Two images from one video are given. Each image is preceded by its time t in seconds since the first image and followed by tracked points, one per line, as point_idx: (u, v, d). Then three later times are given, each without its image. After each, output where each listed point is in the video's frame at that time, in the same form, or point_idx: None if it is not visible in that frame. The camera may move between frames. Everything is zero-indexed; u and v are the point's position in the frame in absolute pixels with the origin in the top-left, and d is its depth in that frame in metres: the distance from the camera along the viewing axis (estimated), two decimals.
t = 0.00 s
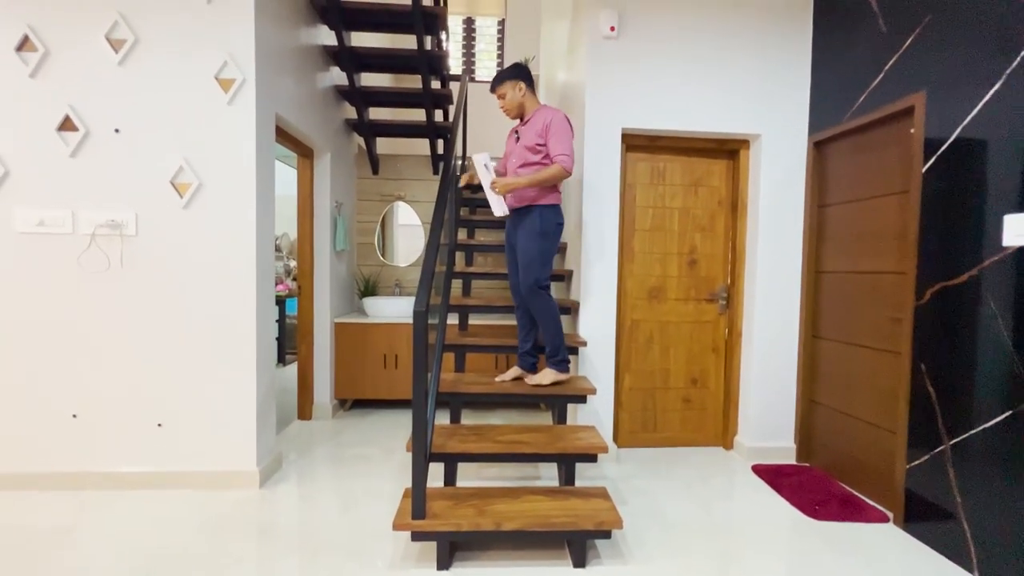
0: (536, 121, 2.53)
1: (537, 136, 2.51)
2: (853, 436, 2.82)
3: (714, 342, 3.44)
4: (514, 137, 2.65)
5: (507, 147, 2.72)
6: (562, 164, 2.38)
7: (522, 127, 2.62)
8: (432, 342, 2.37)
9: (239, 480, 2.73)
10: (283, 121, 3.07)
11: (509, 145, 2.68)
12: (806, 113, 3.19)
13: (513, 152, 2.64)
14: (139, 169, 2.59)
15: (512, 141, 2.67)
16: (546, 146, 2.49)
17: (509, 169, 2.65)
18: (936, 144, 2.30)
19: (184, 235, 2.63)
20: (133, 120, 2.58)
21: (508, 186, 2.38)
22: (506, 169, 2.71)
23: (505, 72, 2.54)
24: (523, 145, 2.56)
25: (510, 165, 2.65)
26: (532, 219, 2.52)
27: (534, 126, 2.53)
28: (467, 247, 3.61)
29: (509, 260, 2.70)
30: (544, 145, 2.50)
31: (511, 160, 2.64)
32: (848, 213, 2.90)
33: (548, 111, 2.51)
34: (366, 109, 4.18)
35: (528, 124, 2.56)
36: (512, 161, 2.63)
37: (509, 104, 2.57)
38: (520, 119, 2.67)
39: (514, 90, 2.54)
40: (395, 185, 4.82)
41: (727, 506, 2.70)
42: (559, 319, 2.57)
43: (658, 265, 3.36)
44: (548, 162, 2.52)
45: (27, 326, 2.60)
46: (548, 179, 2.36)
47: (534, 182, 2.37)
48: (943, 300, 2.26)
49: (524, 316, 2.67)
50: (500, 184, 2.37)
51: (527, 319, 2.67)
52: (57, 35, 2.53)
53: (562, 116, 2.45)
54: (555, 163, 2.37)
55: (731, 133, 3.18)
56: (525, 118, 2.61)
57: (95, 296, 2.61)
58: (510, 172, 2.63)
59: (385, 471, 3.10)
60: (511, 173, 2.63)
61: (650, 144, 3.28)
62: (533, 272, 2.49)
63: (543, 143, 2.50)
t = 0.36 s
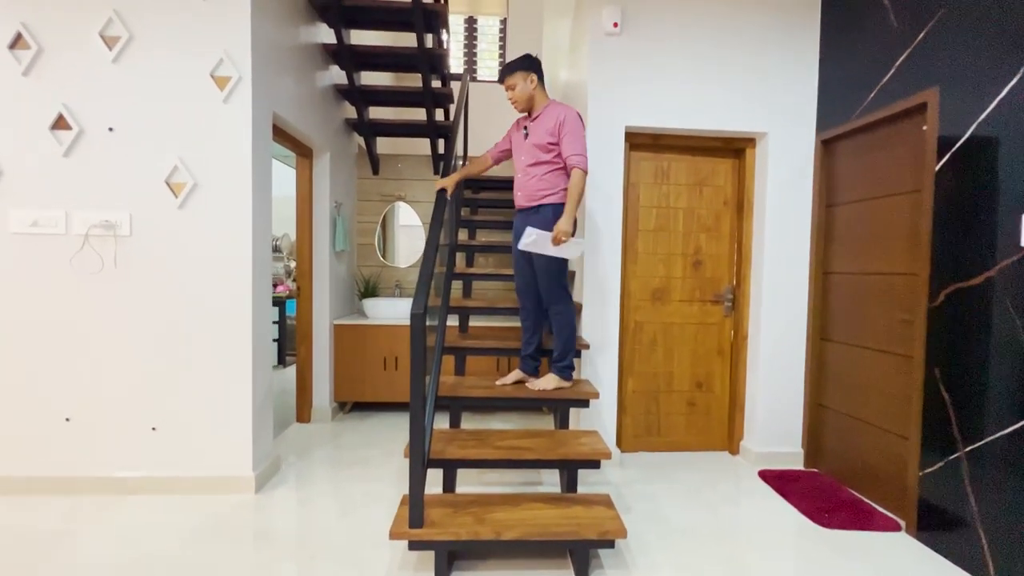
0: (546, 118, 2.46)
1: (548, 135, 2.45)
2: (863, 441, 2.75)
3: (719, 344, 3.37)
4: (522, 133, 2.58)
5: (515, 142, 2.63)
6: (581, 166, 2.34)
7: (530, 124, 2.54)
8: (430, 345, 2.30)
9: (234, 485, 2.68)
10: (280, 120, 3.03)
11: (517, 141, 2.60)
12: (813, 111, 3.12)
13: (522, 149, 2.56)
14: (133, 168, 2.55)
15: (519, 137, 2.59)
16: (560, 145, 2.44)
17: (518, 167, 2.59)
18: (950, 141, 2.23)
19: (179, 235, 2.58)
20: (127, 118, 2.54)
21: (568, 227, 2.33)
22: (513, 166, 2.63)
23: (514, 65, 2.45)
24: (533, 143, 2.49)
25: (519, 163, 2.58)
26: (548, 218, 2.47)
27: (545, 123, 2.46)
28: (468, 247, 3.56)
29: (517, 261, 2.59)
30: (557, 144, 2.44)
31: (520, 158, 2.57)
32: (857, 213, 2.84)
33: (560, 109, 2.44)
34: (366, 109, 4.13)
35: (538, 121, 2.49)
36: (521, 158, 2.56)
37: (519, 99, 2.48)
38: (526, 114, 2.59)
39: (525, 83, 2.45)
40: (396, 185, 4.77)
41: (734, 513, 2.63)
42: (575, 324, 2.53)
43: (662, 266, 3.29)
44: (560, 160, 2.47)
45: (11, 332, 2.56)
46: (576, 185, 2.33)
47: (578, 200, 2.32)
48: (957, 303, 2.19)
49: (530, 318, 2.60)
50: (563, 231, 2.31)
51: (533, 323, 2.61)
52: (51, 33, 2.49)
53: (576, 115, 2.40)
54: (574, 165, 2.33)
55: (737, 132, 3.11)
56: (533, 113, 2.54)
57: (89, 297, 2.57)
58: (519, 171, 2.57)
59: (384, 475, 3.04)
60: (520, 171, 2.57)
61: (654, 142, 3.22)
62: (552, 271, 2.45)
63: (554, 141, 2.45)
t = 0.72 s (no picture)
0: (559, 115, 2.40)
1: (562, 132, 2.38)
2: (875, 449, 2.66)
3: (726, 348, 3.29)
4: (532, 130, 2.49)
5: (524, 139, 2.53)
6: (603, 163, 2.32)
7: (541, 120, 2.46)
8: (427, 350, 2.23)
9: (229, 491, 2.62)
10: (279, 121, 2.98)
11: (527, 138, 2.51)
12: (823, 109, 3.04)
13: (534, 147, 2.47)
14: (128, 169, 2.51)
15: (528, 135, 2.51)
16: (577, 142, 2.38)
17: (530, 166, 2.49)
18: (966, 138, 2.14)
19: (174, 237, 2.54)
20: (121, 119, 2.50)
21: (605, 224, 2.21)
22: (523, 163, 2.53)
23: (533, 54, 2.31)
24: (548, 140, 2.41)
25: (531, 160, 2.48)
26: (562, 219, 2.39)
27: (558, 120, 2.40)
28: (468, 249, 3.50)
29: (523, 262, 2.54)
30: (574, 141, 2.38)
31: (532, 155, 2.47)
32: (869, 213, 2.75)
33: (573, 105, 2.39)
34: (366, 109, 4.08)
35: (550, 118, 2.42)
36: (533, 156, 2.47)
37: (535, 93, 2.37)
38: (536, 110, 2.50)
39: (544, 76, 2.35)
40: (397, 187, 4.72)
41: (741, 523, 2.54)
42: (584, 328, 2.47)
43: (667, 268, 3.22)
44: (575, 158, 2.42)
45: (5, 335, 2.52)
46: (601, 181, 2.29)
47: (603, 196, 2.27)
48: (974, 307, 2.10)
49: (533, 322, 2.52)
50: (604, 229, 2.18)
51: (534, 327, 2.52)
52: (45, 32, 2.46)
53: (591, 112, 2.37)
54: (596, 161, 2.30)
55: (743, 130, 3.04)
56: (544, 109, 2.46)
57: (83, 300, 2.53)
58: (532, 169, 2.47)
59: (382, 481, 2.98)
60: (533, 169, 2.47)
61: (659, 141, 3.14)
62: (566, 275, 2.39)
63: (570, 139, 2.39)
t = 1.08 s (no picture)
0: (564, 117, 2.37)
1: (566, 134, 2.35)
2: (884, 458, 2.60)
3: (730, 353, 3.24)
4: (536, 131, 2.46)
5: (529, 140, 2.50)
6: (605, 168, 2.26)
7: (546, 121, 2.43)
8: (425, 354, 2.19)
9: (225, 496, 2.59)
10: (279, 124, 2.97)
11: (532, 139, 2.48)
12: (828, 110, 3.00)
13: (537, 148, 2.44)
14: (125, 172, 2.50)
15: (532, 136, 2.48)
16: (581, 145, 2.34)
17: (533, 168, 2.47)
18: (976, 140, 2.09)
19: (171, 240, 2.52)
20: (120, 121, 2.49)
21: (594, 229, 2.17)
22: (527, 164, 2.51)
23: (537, 56, 2.26)
24: (552, 142, 2.38)
25: (534, 162, 2.46)
26: (564, 221, 2.35)
27: (563, 122, 2.36)
28: (469, 252, 3.47)
29: (523, 265, 2.51)
30: (578, 144, 2.34)
31: (535, 156, 2.45)
32: (876, 216, 2.70)
33: (579, 108, 2.35)
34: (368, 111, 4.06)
35: (555, 119, 2.38)
36: (536, 158, 2.45)
37: (539, 95, 2.34)
38: (542, 111, 2.47)
39: (549, 79, 2.31)
40: (398, 189, 4.71)
41: (746, 532, 2.49)
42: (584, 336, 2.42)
43: (670, 272, 3.18)
44: (579, 161, 2.38)
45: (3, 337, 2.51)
46: (599, 186, 2.24)
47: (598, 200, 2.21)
48: (986, 313, 2.05)
49: (531, 326, 2.48)
50: (592, 233, 2.14)
51: (532, 332, 2.48)
52: (44, 35, 2.46)
53: (597, 114, 2.32)
54: (597, 166, 2.25)
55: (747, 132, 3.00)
56: (549, 111, 2.42)
57: (80, 303, 2.51)
58: (535, 171, 2.45)
59: (380, 486, 2.95)
60: (535, 170, 2.45)
61: (662, 144, 3.11)
62: (566, 279, 2.34)
63: (574, 141, 2.35)
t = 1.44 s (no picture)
0: (561, 117, 2.33)
1: (564, 134, 2.31)
2: (895, 466, 2.55)
3: (736, 357, 3.19)
4: (532, 132, 2.42)
5: (524, 142, 2.46)
6: (603, 167, 2.24)
7: (542, 122, 2.39)
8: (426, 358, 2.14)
9: (223, 502, 2.55)
10: (280, 125, 2.94)
11: (527, 141, 2.44)
12: (836, 112, 2.95)
13: (534, 150, 2.40)
14: (124, 173, 2.47)
15: (528, 137, 2.44)
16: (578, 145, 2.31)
17: (530, 170, 2.42)
18: (991, 143, 2.05)
19: (170, 241, 2.49)
20: (119, 121, 2.47)
21: (593, 231, 2.13)
22: (523, 166, 2.47)
23: (530, 56, 2.23)
24: (549, 143, 2.34)
25: (530, 164, 2.42)
26: (564, 223, 2.31)
27: (560, 122, 2.33)
28: (471, 255, 3.43)
29: (516, 270, 2.43)
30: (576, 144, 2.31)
31: (531, 158, 2.41)
32: (886, 219, 2.65)
33: (575, 107, 2.32)
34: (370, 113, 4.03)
35: (551, 119, 2.35)
36: (533, 159, 2.41)
37: (533, 96, 2.31)
38: (537, 112, 2.43)
39: (543, 79, 2.28)
40: (400, 191, 4.68)
41: (754, 541, 2.43)
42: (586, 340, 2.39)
43: (675, 275, 3.13)
44: (576, 162, 2.35)
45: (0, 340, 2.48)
46: (598, 185, 2.20)
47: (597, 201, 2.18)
48: (1002, 319, 1.99)
49: (513, 329, 2.42)
50: (590, 234, 2.10)
51: (515, 335, 2.42)
52: (44, 35, 2.44)
53: (593, 113, 2.29)
54: (595, 165, 2.23)
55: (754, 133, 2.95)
56: (545, 111, 2.39)
57: (77, 305, 2.49)
58: (532, 173, 2.41)
59: (381, 492, 2.90)
60: (533, 173, 2.41)
61: (667, 145, 3.07)
62: (565, 283, 2.29)
63: (571, 142, 2.32)
